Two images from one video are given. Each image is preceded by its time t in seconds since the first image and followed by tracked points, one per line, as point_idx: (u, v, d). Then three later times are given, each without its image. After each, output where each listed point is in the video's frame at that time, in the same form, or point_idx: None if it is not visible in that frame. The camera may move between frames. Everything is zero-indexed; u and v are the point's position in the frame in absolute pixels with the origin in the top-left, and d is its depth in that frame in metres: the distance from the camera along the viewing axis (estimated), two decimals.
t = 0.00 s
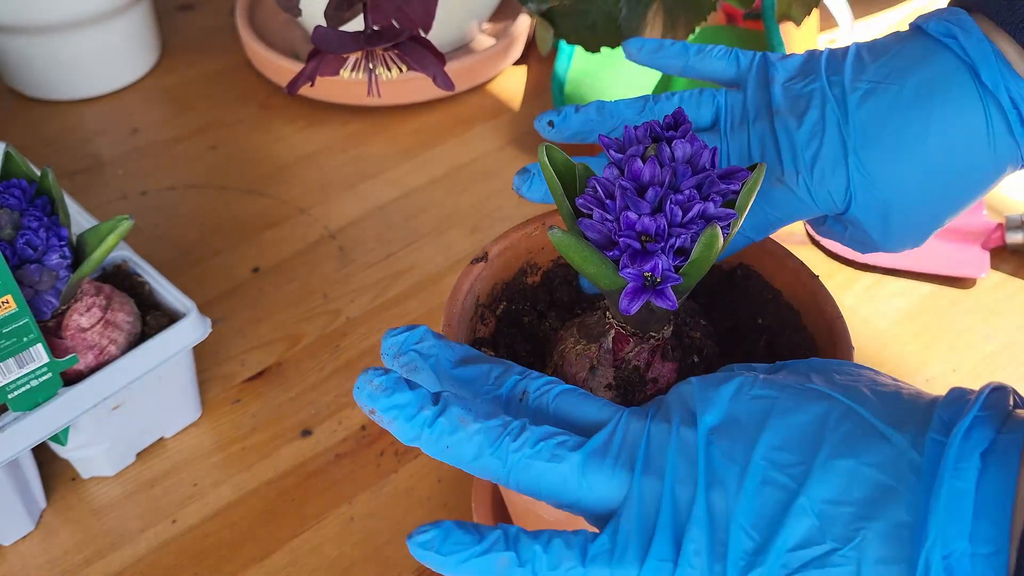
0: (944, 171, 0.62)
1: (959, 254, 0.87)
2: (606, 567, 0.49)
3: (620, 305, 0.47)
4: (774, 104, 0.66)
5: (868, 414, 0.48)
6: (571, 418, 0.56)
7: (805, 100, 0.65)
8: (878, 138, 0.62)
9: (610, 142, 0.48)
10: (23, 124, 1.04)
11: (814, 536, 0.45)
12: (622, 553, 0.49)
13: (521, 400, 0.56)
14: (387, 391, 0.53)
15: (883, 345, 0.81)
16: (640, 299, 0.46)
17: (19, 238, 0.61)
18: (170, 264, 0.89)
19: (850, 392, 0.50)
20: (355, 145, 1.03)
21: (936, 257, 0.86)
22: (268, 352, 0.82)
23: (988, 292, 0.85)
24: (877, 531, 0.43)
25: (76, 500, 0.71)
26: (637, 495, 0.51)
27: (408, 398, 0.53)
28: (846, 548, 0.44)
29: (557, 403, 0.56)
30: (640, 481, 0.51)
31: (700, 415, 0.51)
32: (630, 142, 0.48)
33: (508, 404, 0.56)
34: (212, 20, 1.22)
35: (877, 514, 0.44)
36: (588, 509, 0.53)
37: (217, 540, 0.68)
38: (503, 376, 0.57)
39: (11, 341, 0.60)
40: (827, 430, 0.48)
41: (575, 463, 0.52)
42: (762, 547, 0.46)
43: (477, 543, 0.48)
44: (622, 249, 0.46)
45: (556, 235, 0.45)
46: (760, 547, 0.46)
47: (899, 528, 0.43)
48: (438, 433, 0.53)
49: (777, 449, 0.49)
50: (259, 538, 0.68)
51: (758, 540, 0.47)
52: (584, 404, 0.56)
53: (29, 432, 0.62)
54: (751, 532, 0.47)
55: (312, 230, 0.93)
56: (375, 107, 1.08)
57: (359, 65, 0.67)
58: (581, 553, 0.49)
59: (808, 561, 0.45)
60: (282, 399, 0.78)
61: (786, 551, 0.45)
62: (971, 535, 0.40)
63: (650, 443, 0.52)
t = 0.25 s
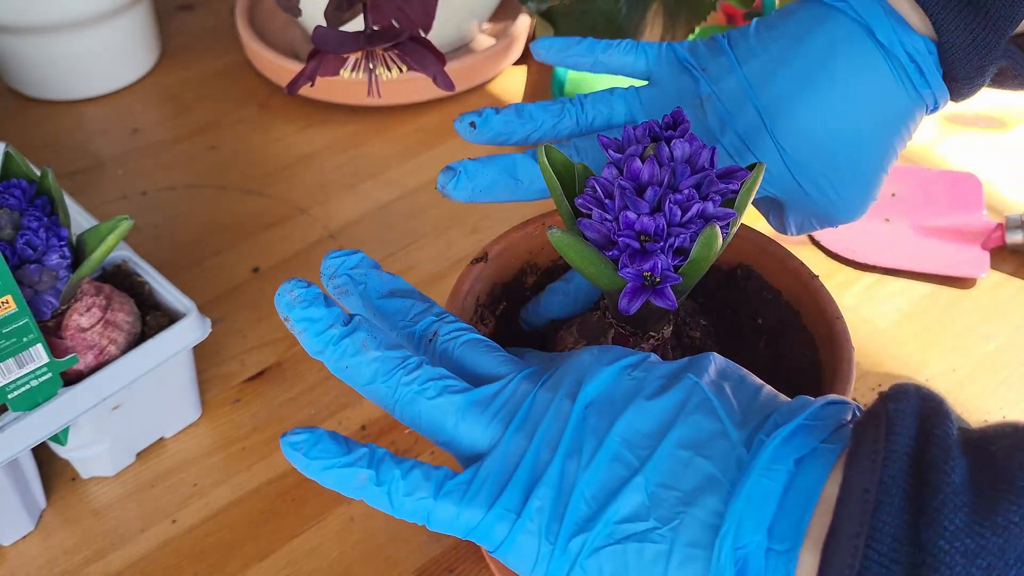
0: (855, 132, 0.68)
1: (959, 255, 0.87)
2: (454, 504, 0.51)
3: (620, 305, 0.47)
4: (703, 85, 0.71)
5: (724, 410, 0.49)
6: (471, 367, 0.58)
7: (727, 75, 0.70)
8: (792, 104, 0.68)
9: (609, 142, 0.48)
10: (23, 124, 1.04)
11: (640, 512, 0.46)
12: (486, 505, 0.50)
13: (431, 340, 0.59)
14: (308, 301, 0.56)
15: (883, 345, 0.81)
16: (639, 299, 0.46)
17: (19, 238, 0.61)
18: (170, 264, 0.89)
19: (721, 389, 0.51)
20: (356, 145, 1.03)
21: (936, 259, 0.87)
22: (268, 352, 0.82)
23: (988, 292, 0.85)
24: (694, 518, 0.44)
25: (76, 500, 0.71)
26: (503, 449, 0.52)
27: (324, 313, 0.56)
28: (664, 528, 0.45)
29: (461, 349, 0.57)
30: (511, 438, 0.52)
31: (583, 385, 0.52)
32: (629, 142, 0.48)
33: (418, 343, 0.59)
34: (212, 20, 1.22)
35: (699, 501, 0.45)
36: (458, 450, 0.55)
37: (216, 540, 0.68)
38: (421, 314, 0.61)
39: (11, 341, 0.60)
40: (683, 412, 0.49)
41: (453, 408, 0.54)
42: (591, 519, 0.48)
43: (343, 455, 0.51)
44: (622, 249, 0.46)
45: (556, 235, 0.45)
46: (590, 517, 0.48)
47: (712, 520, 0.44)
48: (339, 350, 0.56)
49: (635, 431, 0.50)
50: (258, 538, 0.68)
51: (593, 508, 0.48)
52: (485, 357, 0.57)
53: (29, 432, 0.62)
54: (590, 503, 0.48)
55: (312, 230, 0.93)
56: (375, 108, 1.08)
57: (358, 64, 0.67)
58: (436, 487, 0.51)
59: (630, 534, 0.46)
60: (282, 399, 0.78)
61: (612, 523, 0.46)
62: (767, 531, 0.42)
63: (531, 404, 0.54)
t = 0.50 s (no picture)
0: (830, 110, 0.65)
1: (960, 255, 0.87)
2: (425, 477, 0.51)
3: (620, 305, 0.47)
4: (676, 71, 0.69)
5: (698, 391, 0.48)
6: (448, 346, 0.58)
7: (699, 61, 0.68)
8: (766, 85, 0.66)
9: (610, 142, 0.48)
10: (23, 124, 1.04)
11: (611, 491, 0.46)
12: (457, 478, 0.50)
13: (417, 320, 0.60)
14: (291, 279, 0.57)
15: (883, 346, 0.81)
16: (640, 298, 0.47)
17: (19, 238, 0.61)
18: (170, 264, 0.89)
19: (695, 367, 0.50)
20: (355, 146, 1.03)
21: (936, 258, 0.87)
22: (268, 352, 0.82)
23: (988, 292, 0.85)
24: (664, 497, 0.44)
25: (76, 500, 0.71)
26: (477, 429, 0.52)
27: (303, 291, 0.56)
28: (635, 507, 0.45)
29: (443, 330, 0.58)
30: (485, 416, 0.53)
31: (560, 362, 0.51)
32: (630, 142, 0.48)
33: (404, 324, 0.60)
34: (212, 20, 1.22)
35: (669, 481, 0.44)
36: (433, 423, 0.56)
37: (217, 540, 0.68)
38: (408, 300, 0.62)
39: (11, 341, 0.60)
40: (658, 392, 0.49)
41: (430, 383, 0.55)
42: (564, 495, 0.48)
43: (316, 423, 0.51)
44: (622, 248, 0.46)
45: (556, 235, 0.45)
46: (562, 494, 0.48)
47: (679, 498, 0.44)
48: (319, 330, 0.56)
49: (610, 411, 0.49)
50: (258, 538, 0.68)
51: (564, 487, 0.48)
52: (463, 335, 0.58)
53: (30, 432, 0.62)
54: (561, 482, 0.48)
55: (312, 230, 0.93)
56: (375, 108, 1.08)
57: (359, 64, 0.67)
58: (408, 459, 0.51)
59: (601, 512, 0.46)
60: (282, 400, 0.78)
61: (583, 500, 0.46)
62: (736, 509, 0.42)
63: (507, 385, 0.54)
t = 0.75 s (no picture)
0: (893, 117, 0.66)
1: (961, 255, 0.87)
2: (555, 566, 0.48)
3: (620, 305, 0.46)
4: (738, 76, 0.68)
5: (831, 431, 0.46)
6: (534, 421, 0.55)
7: (771, 58, 0.67)
8: (836, 85, 0.65)
9: (609, 141, 0.48)
10: (22, 124, 1.04)
11: (764, 547, 0.44)
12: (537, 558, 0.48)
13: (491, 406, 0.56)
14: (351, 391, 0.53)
15: (883, 346, 0.81)
16: (640, 298, 0.46)
17: (19, 238, 0.61)
18: (170, 264, 0.89)
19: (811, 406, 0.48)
20: (355, 145, 1.03)
21: (936, 259, 0.87)
22: (268, 352, 0.82)
23: (988, 292, 0.85)
24: (828, 549, 0.42)
25: (76, 500, 0.71)
26: (596, 496, 0.50)
27: (368, 397, 0.53)
28: (796, 562, 0.42)
29: (526, 408, 0.55)
30: (597, 485, 0.50)
31: (661, 418, 0.49)
32: (630, 142, 0.48)
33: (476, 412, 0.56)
34: (212, 20, 1.22)
35: (830, 528, 0.42)
36: (542, 510, 0.52)
37: (217, 540, 0.68)
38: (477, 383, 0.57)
39: (11, 341, 0.60)
40: (787, 440, 0.46)
41: (527, 465, 0.52)
42: (713, 556, 0.45)
43: (428, 534, 0.47)
44: (622, 248, 0.46)
45: (556, 234, 0.45)
46: (710, 557, 0.45)
47: (850, 547, 0.41)
48: (393, 429, 0.53)
49: (736, 458, 0.47)
50: (259, 538, 0.68)
51: (710, 549, 0.46)
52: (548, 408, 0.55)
53: (29, 432, 0.62)
54: (704, 542, 0.46)
55: (312, 230, 0.93)
56: (375, 107, 1.08)
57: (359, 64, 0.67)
58: (532, 552, 0.48)
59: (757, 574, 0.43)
60: (282, 399, 0.78)
61: (738, 561, 0.44)
62: (920, 554, 0.39)
63: (615, 446, 0.51)
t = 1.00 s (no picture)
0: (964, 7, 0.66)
1: (961, 255, 0.87)
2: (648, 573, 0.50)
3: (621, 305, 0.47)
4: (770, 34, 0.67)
5: (938, 468, 0.48)
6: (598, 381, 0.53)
7: None
8: None
9: (610, 141, 0.48)
10: (23, 124, 1.04)
11: None
12: None
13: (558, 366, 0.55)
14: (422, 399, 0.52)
15: (883, 346, 0.81)
16: (640, 298, 0.47)
17: (19, 238, 0.61)
18: (170, 264, 0.89)
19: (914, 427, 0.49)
20: (355, 146, 1.03)
21: (936, 259, 0.87)
22: (268, 352, 0.82)
23: (988, 292, 0.85)
24: None
25: (76, 500, 0.71)
26: (713, 515, 0.49)
27: (436, 401, 0.52)
28: None
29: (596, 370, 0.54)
30: (716, 503, 0.49)
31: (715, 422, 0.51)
32: (629, 142, 0.48)
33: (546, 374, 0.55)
34: (212, 20, 1.22)
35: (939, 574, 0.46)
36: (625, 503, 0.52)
37: (217, 540, 0.68)
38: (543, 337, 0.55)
39: (11, 341, 0.60)
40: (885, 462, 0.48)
41: (608, 471, 0.50)
42: None
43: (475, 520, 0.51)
44: (622, 248, 0.46)
45: (556, 235, 0.45)
46: None
47: None
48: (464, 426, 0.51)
49: (847, 484, 0.48)
50: (258, 538, 0.68)
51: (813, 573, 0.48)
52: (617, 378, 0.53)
53: (29, 432, 0.62)
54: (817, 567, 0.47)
55: (312, 230, 0.93)
56: (375, 108, 1.08)
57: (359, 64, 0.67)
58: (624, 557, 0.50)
59: None
60: (282, 399, 0.78)
61: None
62: None
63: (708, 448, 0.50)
